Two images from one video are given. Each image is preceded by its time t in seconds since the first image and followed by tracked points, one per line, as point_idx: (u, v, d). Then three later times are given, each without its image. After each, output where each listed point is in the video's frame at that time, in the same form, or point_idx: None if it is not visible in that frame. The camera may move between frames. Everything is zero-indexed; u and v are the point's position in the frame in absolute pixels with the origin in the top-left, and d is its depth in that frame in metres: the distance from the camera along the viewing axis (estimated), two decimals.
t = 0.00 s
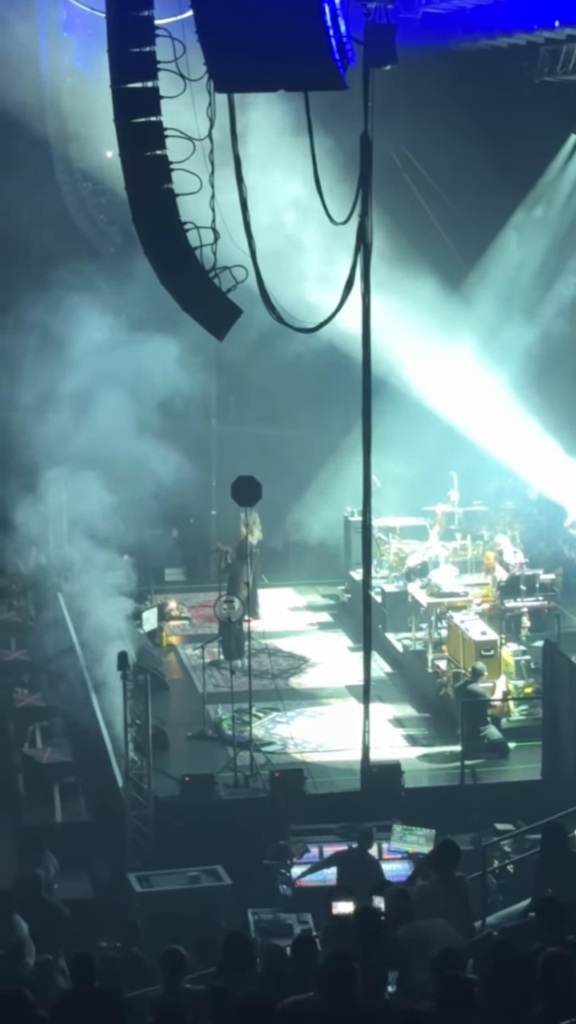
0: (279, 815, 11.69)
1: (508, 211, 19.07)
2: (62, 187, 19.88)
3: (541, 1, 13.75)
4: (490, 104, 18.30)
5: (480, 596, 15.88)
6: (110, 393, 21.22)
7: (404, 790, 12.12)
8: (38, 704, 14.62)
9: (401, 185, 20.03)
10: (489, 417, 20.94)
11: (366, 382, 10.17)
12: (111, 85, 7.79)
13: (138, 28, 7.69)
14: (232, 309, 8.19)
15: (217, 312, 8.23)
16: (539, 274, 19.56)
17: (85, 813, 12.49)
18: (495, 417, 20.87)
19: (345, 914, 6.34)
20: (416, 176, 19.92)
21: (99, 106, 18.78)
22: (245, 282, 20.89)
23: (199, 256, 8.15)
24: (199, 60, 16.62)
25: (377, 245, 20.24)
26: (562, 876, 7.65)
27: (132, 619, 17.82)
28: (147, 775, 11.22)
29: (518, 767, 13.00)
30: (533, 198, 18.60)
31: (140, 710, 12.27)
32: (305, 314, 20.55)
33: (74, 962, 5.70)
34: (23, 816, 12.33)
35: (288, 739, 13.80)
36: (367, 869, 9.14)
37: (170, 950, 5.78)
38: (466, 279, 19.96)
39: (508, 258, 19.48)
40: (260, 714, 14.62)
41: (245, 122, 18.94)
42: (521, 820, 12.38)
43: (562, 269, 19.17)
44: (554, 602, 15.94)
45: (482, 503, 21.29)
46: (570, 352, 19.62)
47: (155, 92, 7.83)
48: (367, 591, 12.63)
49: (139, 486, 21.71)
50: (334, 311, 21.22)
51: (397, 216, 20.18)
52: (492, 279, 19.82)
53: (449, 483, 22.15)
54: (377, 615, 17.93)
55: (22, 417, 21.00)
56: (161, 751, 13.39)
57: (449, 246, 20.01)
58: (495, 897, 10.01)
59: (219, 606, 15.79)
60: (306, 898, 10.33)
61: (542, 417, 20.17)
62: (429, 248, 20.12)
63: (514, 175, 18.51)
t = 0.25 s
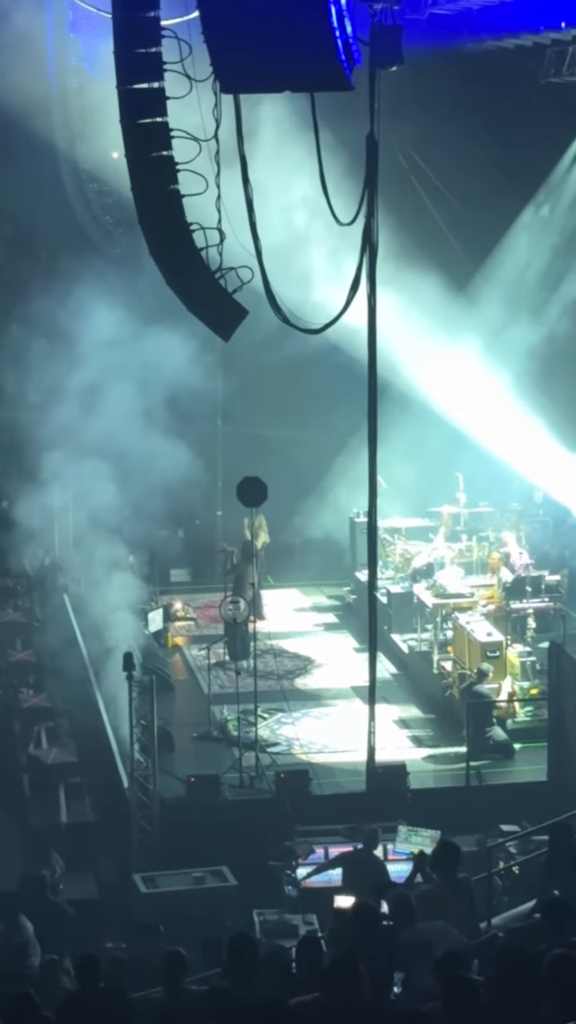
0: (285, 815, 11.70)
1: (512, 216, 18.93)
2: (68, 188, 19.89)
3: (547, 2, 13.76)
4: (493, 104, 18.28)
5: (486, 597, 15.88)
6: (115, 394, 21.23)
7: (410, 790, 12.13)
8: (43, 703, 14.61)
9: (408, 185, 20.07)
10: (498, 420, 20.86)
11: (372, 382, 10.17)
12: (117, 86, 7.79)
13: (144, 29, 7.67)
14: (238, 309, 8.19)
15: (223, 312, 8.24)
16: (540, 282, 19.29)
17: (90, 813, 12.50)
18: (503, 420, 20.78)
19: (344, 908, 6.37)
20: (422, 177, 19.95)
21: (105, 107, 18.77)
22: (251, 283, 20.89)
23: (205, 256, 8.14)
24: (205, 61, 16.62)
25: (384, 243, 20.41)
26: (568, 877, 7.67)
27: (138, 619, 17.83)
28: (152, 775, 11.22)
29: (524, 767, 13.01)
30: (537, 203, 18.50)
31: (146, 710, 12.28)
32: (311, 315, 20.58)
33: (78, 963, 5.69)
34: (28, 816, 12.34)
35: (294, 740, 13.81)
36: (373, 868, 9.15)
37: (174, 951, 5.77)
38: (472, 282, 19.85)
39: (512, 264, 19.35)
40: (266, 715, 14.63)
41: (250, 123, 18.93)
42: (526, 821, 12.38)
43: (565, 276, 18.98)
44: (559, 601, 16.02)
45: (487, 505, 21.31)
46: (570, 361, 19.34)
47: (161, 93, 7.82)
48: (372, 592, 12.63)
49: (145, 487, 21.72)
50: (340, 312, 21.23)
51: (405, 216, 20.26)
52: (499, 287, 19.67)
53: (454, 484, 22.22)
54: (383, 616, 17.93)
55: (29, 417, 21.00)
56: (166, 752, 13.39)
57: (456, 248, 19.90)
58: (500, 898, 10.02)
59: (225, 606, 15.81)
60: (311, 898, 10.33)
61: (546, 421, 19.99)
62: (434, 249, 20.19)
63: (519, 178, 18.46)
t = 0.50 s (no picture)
0: (288, 816, 11.71)
1: (511, 215, 19.02)
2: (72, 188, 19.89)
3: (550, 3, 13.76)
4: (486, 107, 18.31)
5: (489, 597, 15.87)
6: (119, 394, 21.24)
7: (414, 791, 12.14)
8: (47, 704, 14.61)
9: (412, 186, 19.81)
10: (503, 420, 20.94)
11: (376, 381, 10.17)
12: (121, 86, 7.76)
13: (148, 30, 7.66)
14: (242, 309, 8.19)
15: (226, 312, 8.24)
16: (541, 275, 19.32)
17: (94, 813, 12.50)
18: (505, 419, 20.92)
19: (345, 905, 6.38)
20: (427, 177, 19.70)
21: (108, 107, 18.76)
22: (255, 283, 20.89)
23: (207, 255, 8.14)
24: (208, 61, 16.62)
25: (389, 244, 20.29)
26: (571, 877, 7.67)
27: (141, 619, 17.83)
28: (157, 776, 11.21)
29: (527, 768, 13.01)
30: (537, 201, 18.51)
31: (149, 710, 12.28)
32: (315, 315, 20.59)
33: (81, 964, 5.70)
34: (32, 816, 12.34)
35: (297, 740, 13.81)
36: (376, 868, 9.15)
37: (175, 952, 5.77)
38: (476, 281, 19.92)
39: (515, 263, 19.39)
40: (269, 715, 14.64)
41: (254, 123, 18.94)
42: (530, 821, 12.38)
43: (570, 274, 19.03)
44: (563, 602, 16.07)
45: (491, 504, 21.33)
46: (573, 358, 19.41)
47: (165, 93, 7.81)
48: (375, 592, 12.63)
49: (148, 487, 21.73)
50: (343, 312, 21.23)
51: (409, 218, 20.08)
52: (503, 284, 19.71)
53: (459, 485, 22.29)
54: (386, 616, 17.93)
55: (32, 417, 20.99)
56: (170, 753, 13.39)
57: (459, 249, 19.95)
58: (504, 898, 10.05)
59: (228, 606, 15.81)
60: (315, 898, 10.33)
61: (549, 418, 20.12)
62: (439, 249, 20.10)
63: (520, 178, 18.48)
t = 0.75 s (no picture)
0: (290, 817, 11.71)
1: (516, 216, 19.09)
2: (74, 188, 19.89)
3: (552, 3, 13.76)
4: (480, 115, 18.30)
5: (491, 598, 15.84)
6: (120, 394, 21.24)
7: (416, 790, 12.14)
8: (49, 706, 14.59)
9: (413, 187, 19.53)
10: (504, 421, 21.11)
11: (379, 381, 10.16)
12: (123, 87, 7.77)
13: (150, 30, 7.66)
14: (243, 309, 8.20)
15: (227, 312, 8.25)
16: (540, 285, 19.74)
17: (96, 813, 12.51)
18: (506, 419, 21.08)
19: (345, 905, 6.39)
20: (429, 177, 19.44)
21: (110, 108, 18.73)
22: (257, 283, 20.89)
23: (209, 256, 8.15)
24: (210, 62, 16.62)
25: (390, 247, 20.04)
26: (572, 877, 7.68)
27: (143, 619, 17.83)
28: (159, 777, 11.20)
29: (529, 768, 13.01)
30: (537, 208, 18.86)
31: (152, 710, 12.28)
32: (317, 315, 20.62)
33: (83, 965, 5.71)
34: (34, 817, 12.35)
35: (299, 740, 13.83)
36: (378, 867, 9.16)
37: (176, 952, 5.77)
38: (479, 282, 19.99)
39: (517, 264, 19.60)
40: (272, 715, 14.65)
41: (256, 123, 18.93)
42: (532, 821, 12.38)
43: (571, 274, 19.45)
44: (565, 603, 16.13)
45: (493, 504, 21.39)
46: (574, 359, 19.93)
47: (167, 93, 7.81)
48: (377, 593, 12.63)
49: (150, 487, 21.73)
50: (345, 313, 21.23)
51: (410, 220, 19.80)
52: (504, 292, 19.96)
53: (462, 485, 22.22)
54: (388, 616, 17.94)
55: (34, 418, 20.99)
56: (171, 753, 13.39)
57: (460, 251, 19.93)
58: (507, 899, 10.05)
59: (230, 607, 15.82)
60: (317, 898, 10.34)
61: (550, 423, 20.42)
62: (442, 249, 19.96)
63: (521, 180, 18.61)
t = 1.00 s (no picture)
0: (293, 817, 11.70)
1: (519, 216, 19.02)
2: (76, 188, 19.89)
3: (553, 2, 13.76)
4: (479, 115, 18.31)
5: (494, 597, 15.78)
6: (122, 395, 21.24)
7: (418, 790, 12.14)
8: (51, 706, 14.58)
9: (415, 187, 19.75)
10: (508, 419, 20.91)
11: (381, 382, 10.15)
12: (125, 87, 7.77)
13: (152, 30, 7.66)
14: (245, 309, 8.19)
15: (229, 313, 8.23)
16: (541, 287, 19.58)
17: (98, 813, 12.51)
18: (508, 420, 20.96)
19: (347, 905, 6.38)
20: (431, 177, 19.63)
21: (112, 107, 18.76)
22: (259, 282, 20.90)
23: (211, 255, 8.14)
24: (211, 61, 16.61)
25: (394, 244, 20.26)
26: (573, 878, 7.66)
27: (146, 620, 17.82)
28: (161, 777, 11.21)
29: (532, 768, 13.00)
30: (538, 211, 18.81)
31: (154, 710, 12.29)
32: (320, 314, 20.64)
33: (86, 965, 5.70)
34: (36, 817, 12.35)
35: (301, 739, 13.83)
36: (381, 869, 9.16)
37: (179, 954, 5.76)
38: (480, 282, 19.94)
39: (521, 264, 19.50)
40: (273, 715, 14.65)
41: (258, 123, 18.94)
42: (534, 822, 12.37)
43: None
44: (567, 601, 15.98)
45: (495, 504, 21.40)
46: None
47: (169, 93, 7.80)
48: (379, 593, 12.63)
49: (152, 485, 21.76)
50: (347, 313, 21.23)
51: (415, 219, 20.04)
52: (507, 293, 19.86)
53: (463, 485, 22.31)
54: (390, 616, 17.94)
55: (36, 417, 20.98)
56: (173, 753, 13.37)
57: (463, 250, 19.98)
58: (509, 899, 10.05)
59: (233, 607, 15.83)
60: (318, 899, 10.34)
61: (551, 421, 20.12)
62: (445, 248, 20.10)
63: (522, 181, 18.60)
